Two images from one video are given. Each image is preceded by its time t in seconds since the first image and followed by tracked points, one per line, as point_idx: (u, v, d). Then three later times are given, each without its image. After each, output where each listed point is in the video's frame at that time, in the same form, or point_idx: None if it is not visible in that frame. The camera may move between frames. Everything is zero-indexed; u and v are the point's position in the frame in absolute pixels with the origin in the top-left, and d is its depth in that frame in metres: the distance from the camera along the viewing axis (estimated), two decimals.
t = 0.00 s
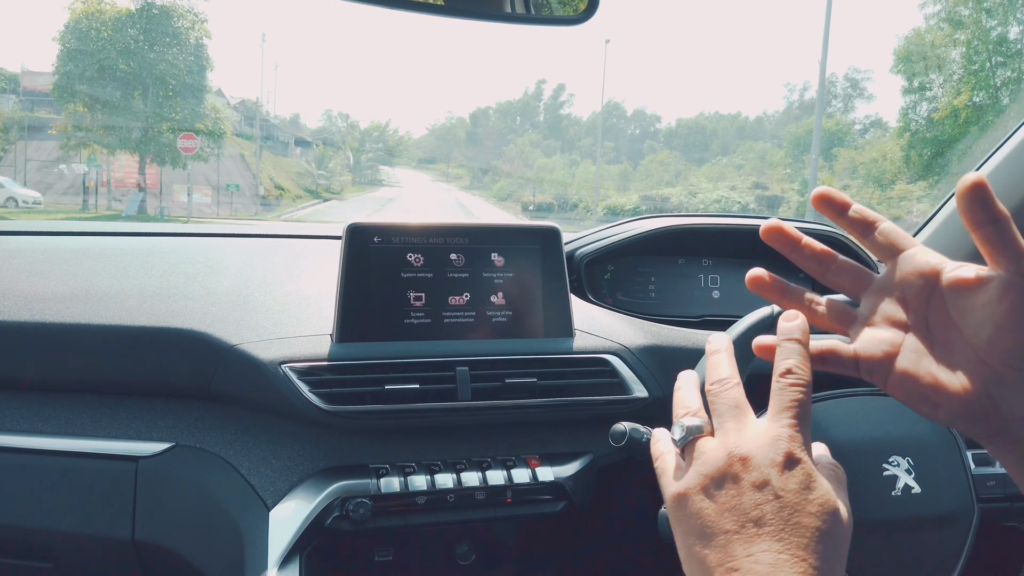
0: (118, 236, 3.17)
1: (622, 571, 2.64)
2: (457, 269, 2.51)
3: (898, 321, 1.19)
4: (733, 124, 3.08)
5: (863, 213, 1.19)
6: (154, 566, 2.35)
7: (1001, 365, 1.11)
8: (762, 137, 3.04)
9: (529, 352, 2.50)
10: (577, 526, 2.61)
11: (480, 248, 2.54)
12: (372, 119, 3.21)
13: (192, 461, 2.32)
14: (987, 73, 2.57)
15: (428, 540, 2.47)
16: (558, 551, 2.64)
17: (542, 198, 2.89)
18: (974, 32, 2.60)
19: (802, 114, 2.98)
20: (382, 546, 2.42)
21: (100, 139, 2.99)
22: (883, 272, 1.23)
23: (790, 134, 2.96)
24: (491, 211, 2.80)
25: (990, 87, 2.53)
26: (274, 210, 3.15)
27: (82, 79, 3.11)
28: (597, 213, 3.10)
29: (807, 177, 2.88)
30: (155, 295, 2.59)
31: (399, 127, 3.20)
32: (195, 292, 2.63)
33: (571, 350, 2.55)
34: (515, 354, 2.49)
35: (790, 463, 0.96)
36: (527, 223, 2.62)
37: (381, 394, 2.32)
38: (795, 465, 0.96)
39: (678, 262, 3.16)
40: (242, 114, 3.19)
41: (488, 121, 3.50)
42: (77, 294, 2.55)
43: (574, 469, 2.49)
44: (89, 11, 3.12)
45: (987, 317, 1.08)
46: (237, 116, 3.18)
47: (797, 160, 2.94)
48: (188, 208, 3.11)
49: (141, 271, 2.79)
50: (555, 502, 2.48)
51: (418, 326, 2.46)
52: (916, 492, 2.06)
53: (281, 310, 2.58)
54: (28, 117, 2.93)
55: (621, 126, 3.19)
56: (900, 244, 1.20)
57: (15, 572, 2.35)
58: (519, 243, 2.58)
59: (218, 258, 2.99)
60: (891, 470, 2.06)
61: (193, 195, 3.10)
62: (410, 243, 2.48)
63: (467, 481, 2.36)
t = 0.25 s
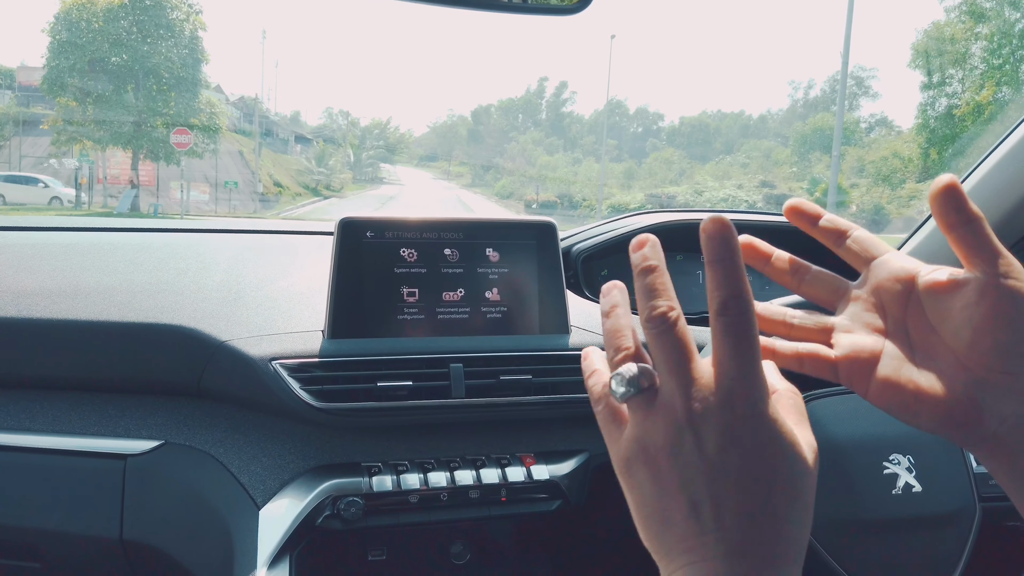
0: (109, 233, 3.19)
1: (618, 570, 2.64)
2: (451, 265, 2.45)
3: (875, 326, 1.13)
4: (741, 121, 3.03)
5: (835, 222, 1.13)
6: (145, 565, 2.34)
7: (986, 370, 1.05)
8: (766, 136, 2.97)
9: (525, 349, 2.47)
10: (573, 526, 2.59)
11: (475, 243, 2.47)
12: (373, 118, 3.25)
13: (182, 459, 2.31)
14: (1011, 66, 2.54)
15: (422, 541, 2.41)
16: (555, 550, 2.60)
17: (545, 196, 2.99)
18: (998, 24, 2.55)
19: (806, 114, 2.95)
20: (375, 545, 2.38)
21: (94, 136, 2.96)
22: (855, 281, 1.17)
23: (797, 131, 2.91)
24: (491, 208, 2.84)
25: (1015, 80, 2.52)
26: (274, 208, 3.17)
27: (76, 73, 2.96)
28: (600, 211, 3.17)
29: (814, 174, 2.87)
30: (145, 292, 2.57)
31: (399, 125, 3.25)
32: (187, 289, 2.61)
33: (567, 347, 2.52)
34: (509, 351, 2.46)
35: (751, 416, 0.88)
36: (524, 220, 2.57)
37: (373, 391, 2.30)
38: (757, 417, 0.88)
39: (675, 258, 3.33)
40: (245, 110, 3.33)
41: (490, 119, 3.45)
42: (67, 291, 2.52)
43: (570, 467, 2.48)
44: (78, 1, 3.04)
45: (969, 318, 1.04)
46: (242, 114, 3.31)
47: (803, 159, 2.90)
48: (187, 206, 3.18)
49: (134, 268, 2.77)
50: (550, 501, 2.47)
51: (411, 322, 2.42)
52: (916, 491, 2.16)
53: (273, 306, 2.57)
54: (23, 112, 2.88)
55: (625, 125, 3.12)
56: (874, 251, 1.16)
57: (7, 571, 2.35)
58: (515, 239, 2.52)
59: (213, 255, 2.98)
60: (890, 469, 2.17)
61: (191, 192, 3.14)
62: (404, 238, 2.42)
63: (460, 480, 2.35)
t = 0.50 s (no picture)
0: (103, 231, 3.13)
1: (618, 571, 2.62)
2: (449, 266, 2.43)
3: (860, 332, 1.12)
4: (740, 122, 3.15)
5: (819, 228, 1.14)
6: (143, 566, 2.31)
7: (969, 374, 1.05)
8: (769, 136, 3.07)
9: (523, 351, 2.45)
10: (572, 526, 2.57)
11: (474, 244, 2.45)
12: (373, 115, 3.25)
13: (182, 459, 2.28)
14: None
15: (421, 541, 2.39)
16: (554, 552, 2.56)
17: (547, 196, 2.79)
18: None
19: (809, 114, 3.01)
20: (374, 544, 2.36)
21: (84, 133, 2.92)
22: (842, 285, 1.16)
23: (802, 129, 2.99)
24: (492, 208, 2.80)
25: None
26: (272, 206, 3.16)
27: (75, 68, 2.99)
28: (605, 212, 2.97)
29: (822, 172, 2.86)
30: (145, 292, 2.55)
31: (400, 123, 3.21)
32: (187, 290, 2.59)
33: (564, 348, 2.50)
34: (507, 351, 2.44)
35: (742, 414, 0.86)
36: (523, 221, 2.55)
37: (372, 392, 2.29)
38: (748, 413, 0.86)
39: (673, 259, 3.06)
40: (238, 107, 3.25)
41: (491, 117, 3.47)
42: (67, 292, 2.51)
43: (568, 467, 2.47)
44: None
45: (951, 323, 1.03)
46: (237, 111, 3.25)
47: (806, 158, 2.94)
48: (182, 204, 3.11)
49: (132, 268, 2.74)
50: (548, 501, 2.45)
51: (409, 324, 2.39)
52: (910, 492, 2.10)
53: (270, 306, 2.56)
54: (17, 110, 2.85)
55: (627, 122, 3.12)
56: (858, 256, 1.15)
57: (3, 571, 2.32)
58: (514, 240, 2.49)
59: (210, 252, 2.97)
60: (884, 470, 2.11)
61: (189, 190, 3.09)
62: (402, 240, 2.40)
63: (459, 480, 2.33)
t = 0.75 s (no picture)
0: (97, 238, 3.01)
1: None
2: (447, 279, 2.42)
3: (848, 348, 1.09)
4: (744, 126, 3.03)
5: (807, 241, 1.10)
6: None
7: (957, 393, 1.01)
8: (768, 141, 2.96)
9: (519, 363, 2.43)
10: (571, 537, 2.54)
11: (472, 257, 2.44)
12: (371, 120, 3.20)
13: (180, 471, 2.25)
14: None
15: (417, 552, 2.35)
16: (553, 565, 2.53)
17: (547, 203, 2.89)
18: None
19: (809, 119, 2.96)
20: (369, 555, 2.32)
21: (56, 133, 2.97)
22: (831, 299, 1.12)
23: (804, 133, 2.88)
24: (495, 216, 2.84)
25: None
26: (267, 212, 3.14)
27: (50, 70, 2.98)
28: (605, 218, 3.05)
29: (828, 180, 2.81)
30: (143, 302, 2.52)
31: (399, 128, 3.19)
32: (186, 300, 2.56)
33: (561, 360, 2.48)
34: (505, 364, 2.42)
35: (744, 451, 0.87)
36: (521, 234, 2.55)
37: (371, 404, 2.26)
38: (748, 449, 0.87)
39: (667, 271, 3.14)
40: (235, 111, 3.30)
41: (490, 122, 3.41)
42: (66, 302, 2.48)
43: (563, 479, 2.44)
44: None
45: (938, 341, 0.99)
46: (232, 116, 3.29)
47: (810, 164, 2.87)
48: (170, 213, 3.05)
49: (128, 278, 2.68)
50: (544, 513, 2.42)
51: (407, 336, 2.37)
52: (902, 504, 2.00)
53: (269, 318, 2.51)
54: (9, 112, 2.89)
55: (626, 129, 3.10)
56: (847, 271, 1.10)
57: None
58: (511, 253, 2.48)
59: (207, 267, 2.84)
60: (876, 482, 2.00)
61: (182, 196, 3.06)
62: (400, 252, 2.38)
63: (456, 492, 2.30)
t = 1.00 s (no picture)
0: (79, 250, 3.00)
1: None
2: (435, 296, 2.40)
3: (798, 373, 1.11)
4: (738, 142, 3.05)
5: (758, 276, 1.13)
6: None
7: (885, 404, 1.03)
8: (767, 154, 2.98)
9: (507, 379, 2.40)
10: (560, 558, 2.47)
11: (459, 273, 2.42)
12: (367, 132, 3.26)
13: (168, 487, 2.21)
14: None
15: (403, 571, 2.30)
16: None
17: (546, 215, 2.94)
18: None
19: (805, 132, 2.97)
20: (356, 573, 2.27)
21: (44, 141, 2.81)
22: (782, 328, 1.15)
23: (806, 146, 2.89)
24: (490, 228, 2.88)
25: None
26: (260, 223, 3.11)
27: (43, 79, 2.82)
28: (605, 231, 2.99)
29: (832, 193, 2.83)
30: (134, 319, 2.50)
31: (394, 140, 3.22)
32: (176, 317, 2.54)
33: (549, 376, 2.44)
34: (493, 379, 2.39)
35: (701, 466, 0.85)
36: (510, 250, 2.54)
37: (358, 421, 2.22)
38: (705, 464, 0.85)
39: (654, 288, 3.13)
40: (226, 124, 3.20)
41: (487, 134, 3.38)
42: (57, 318, 2.45)
43: (551, 494, 2.41)
44: None
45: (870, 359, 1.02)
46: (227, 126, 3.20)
47: (811, 177, 2.87)
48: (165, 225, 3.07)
49: (121, 296, 2.68)
50: (532, 529, 2.38)
51: (395, 352, 2.34)
52: (884, 521, 1.91)
53: (256, 335, 2.49)
54: None
55: (622, 141, 3.09)
56: (794, 302, 1.14)
57: None
58: (499, 269, 2.47)
59: (199, 281, 2.89)
60: (859, 499, 1.92)
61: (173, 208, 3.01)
62: (388, 269, 2.37)
63: (443, 507, 2.27)
